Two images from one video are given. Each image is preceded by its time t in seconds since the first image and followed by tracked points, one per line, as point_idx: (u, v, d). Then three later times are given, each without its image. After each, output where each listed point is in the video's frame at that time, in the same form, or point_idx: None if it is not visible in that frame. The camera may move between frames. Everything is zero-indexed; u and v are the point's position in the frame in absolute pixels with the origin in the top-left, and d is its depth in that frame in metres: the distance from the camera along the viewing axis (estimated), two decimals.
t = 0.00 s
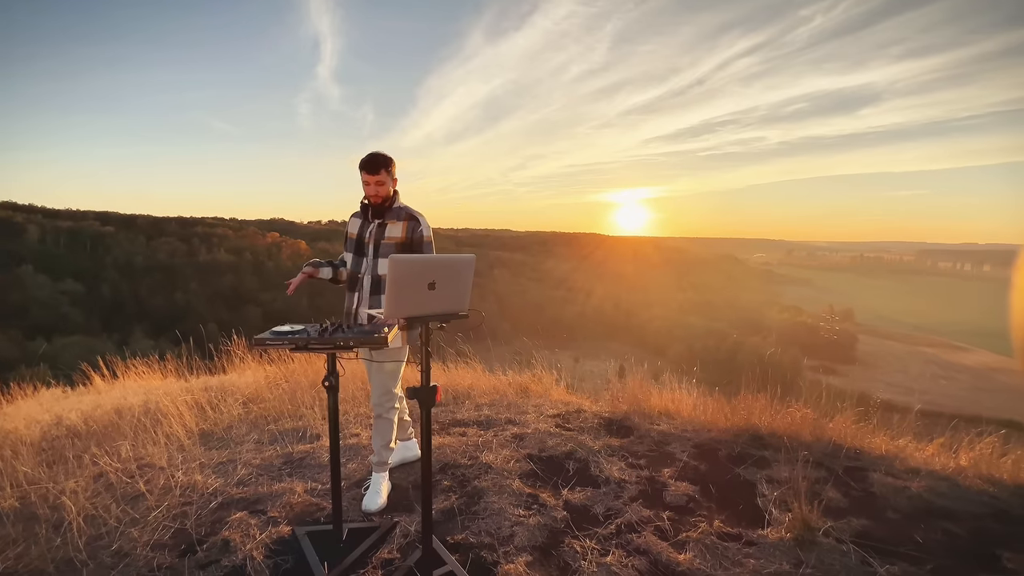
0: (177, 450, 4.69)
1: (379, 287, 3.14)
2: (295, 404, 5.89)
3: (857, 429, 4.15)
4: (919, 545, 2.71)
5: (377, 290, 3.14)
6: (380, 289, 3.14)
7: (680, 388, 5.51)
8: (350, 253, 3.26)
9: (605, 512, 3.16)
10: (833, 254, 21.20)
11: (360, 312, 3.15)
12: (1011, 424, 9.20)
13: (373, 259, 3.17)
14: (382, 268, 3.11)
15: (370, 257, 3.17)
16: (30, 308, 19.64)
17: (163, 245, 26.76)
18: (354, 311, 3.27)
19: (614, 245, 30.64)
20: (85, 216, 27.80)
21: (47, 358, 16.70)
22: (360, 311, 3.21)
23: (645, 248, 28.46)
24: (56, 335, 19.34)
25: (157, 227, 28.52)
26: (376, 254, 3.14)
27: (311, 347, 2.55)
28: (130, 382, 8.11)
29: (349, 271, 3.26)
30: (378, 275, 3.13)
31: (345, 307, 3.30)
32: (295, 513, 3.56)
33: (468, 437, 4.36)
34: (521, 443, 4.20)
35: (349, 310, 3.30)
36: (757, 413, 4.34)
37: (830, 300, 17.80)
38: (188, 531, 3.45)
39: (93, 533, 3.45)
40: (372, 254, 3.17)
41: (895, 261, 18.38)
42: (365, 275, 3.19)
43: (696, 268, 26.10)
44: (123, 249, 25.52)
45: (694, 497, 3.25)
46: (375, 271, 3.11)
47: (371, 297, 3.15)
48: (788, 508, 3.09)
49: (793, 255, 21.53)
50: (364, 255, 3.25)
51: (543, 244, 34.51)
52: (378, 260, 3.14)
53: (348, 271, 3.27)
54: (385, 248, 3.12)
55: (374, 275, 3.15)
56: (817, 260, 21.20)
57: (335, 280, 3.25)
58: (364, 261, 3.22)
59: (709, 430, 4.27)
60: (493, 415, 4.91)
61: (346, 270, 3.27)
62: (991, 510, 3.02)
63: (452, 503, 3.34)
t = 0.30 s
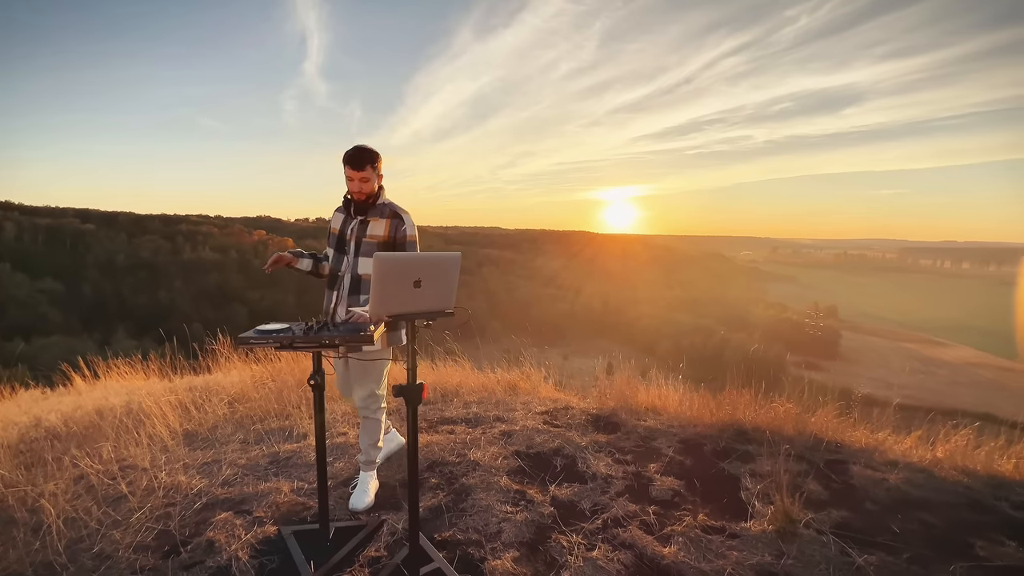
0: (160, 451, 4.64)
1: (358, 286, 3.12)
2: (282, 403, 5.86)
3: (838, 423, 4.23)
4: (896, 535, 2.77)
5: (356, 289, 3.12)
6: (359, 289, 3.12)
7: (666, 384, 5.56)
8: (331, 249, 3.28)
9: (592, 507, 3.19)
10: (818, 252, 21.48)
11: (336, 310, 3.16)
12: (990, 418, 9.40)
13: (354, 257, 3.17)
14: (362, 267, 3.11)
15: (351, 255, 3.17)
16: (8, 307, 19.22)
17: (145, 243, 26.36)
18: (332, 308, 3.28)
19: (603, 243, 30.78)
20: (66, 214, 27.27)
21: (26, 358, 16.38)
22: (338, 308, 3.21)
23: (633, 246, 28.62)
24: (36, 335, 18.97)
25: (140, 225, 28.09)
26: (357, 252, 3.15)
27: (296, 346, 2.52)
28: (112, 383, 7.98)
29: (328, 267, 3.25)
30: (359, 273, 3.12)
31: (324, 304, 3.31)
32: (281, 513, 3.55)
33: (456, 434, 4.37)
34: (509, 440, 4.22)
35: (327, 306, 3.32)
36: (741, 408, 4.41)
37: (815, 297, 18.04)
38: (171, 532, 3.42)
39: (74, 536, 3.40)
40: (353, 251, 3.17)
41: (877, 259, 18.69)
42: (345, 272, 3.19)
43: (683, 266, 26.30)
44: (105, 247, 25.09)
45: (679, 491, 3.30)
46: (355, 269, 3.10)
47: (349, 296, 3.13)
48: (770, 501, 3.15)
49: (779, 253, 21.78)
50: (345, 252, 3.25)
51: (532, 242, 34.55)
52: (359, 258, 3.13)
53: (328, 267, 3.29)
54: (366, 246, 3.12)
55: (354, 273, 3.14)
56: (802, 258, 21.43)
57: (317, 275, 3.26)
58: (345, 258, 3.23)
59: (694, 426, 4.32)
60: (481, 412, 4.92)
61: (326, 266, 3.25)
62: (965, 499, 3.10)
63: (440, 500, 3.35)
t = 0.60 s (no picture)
0: (144, 452, 4.57)
1: (347, 287, 3.12)
2: (268, 402, 5.82)
3: (821, 417, 4.31)
4: (877, 526, 2.84)
5: (346, 291, 3.12)
6: (348, 290, 3.12)
7: (654, 381, 5.62)
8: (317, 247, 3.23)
9: (580, 502, 3.22)
10: (802, 250, 21.76)
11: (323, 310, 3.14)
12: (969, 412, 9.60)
13: (343, 257, 3.15)
14: (352, 268, 3.10)
15: (339, 255, 3.15)
16: None
17: (127, 242, 25.94)
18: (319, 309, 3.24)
19: (591, 241, 30.91)
20: (44, 211, 26.71)
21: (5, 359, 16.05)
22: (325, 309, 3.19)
23: (621, 244, 28.77)
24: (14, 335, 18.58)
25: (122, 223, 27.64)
26: (346, 252, 3.13)
27: (283, 344, 2.51)
28: (93, 383, 7.84)
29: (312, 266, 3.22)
30: (348, 275, 3.12)
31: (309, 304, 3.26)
32: (268, 512, 3.53)
33: (446, 432, 4.38)
34: (498, 437, 4.24)
35: (313, 307, 3.27)
36: (728, 403, 4.47)
37: (799, 294, 18.28)
38: (155, 533, 3.39)
39: (54, 539, 3.35)
40: (341, 251, 3.14)
41: (860, 257, 19.00)
42: (333, 272, 3.17)
43: (670, 264, 26.51)
44: (85, 245, 24.63)
45: (666, 486, 3.34)
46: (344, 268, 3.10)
47: (339, 297, 3.13)
48: (754, 493, 3.20)
49: (764, 251, 22.04)
50: (332, 251, 3.22)
51: (520, 240, 34.57)
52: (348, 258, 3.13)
53: (314, 265, 3.25)
54: (356, 246, 3.11)
55: (342, 273, 3.13)
56: (787, 256, 21.67)
57: (300, 272, 3.27)
58: (332, 258, 3.20)
59: (681, 421, 4.38)
60: (471, 410, 4.93)
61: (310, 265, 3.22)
62: (943, 490, 3.18)
63: (429, 497, 3.36)
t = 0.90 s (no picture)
0: (130, 451, 4.51)
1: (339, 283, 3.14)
2: (256, 399, 5.77)
3: (806, 410, 4.39)
4: (859, 513, 2.91)
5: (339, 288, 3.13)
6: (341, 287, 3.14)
7: (643, 375, 5.67)
8: (304, 243, 3.20)
9: (571, 495, 3.25)
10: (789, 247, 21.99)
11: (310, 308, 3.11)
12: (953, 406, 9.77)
13: (334, 254, 3.16)
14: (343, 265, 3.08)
15: (329, 252, 3.15)
16: None
17: (109, 238, 25.55)
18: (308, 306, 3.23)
19: (580, 238, 30.99)
20: (22, 207, 26.18)
21: None
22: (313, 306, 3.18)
23: (610, 241, 28.88)
24: None
25: (104, 219, 27.25)
26: (337, 249, 3.13)
27: (272, 338, 2.50)
28: (75, 382, 7.72)
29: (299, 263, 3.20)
30: (338, 273, 3.12)
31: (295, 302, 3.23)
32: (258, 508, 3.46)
33: (436, 427, 4.39)
34: (489, 432, 4.26)
35: (300, 304, 3.24)
36: (716, 397, 4.53)
37: (786, 290, 18.50)
38: (143, 531, 3.30)
39: (39, 538, 3.25)
40: (332, 248, 3.15)
41: (845, 253, 19.26)
42: (323, 269, 3.17)
43: (659, 260, 26.66)
44: (65, 242, 24.22)
45: (656, 478, 3.39)
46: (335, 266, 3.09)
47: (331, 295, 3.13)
48: (741, 484, 3.26)
49: (751, 248, 22.24)
50: (320, 247, 3.20)
51: (510, 236, 34.58)
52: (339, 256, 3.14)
53: (298, 261, 3.21)
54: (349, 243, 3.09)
55: (333, 270, 3.14)
56: (774, 252, 21.88)
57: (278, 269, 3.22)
58: (321, 254, 3.19)
59: (670, 414, 4.43)
60: (461, 405, 4.95)
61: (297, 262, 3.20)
62: (922, 478, 3.27)
63: (421, 492, 3.38)
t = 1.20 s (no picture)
0: (121, 447, 4.44)
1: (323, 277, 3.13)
2: (249, 396, 5.71)
3: (794, 401, 4.48)
4: (847, 501, 2.99)
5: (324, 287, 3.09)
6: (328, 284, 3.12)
7: (635, 369, 5.74)
8: (284, 239, 3.10)
9: (566, 486, 3.29)
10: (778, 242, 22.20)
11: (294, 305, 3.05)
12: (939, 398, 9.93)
13: (318, 248, 3.14)
14: (326, 258, 3.06)
15: (313, 246, 3.12)
16: None
17: (94, 235, 25.19)
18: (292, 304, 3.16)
19: (570, 234, 31.06)
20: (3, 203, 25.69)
21: None
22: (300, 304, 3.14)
23: (601, 237, 28.97)
24: None
25: (87, 215, 26.85)
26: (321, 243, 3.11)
27: (267, 332, 2.49)
28: (61, 380, 7.59)
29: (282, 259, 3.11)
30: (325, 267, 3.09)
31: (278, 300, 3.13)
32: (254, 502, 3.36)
33: (431, 422, 4.42)
34: (484, 425, 4.29)
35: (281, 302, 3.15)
36: (707, 389, 4.60)
37: (775, 285, 18.70)
38: (137, 527, 3.17)
39: (28, 535, 3.11)
40: (315, 242, 3.13)
41: (832, 249, 19.50)
42: (308, 264, 3.14)
43: (649, 256, 26.81)
44: (48, 238, 23.80)
45: (649, 468, 3.44)
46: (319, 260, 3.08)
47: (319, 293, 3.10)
48: (732, 474, 3.32)
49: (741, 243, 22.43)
50: (301, 242, 3.14)
51: (501, 232, 34.56)
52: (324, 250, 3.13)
53: (280, 257, 3.11)
54: (330, 236, 3.08)
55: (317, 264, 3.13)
56: (763, 248, 22.08)
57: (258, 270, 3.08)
58: (303, 249, 3.14)
59: (662, 407, 4.50)
60: (456, 399, 4.98)
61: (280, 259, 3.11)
62: (907, 466, 3.36)
63: (416, 485, 3.39)
